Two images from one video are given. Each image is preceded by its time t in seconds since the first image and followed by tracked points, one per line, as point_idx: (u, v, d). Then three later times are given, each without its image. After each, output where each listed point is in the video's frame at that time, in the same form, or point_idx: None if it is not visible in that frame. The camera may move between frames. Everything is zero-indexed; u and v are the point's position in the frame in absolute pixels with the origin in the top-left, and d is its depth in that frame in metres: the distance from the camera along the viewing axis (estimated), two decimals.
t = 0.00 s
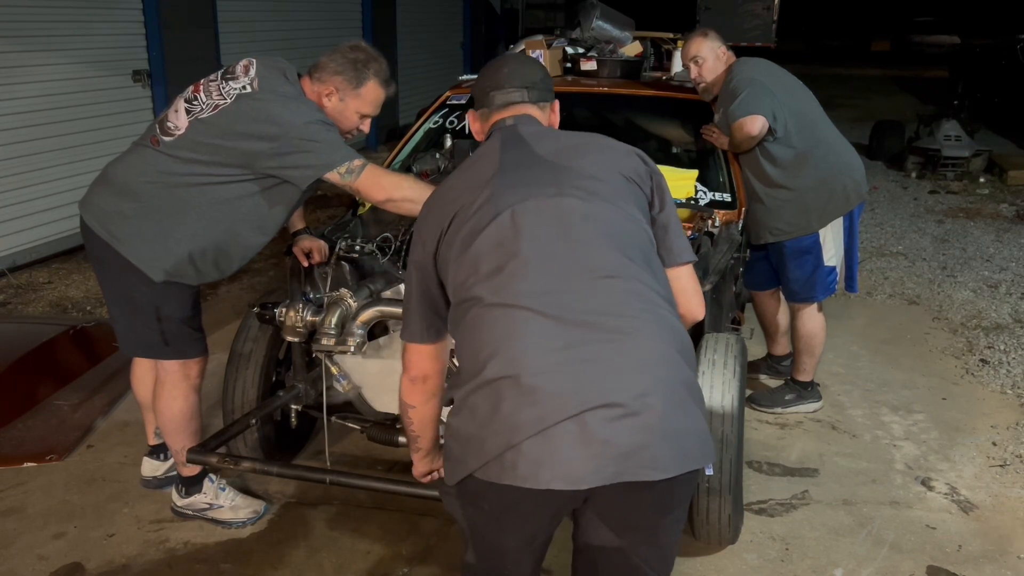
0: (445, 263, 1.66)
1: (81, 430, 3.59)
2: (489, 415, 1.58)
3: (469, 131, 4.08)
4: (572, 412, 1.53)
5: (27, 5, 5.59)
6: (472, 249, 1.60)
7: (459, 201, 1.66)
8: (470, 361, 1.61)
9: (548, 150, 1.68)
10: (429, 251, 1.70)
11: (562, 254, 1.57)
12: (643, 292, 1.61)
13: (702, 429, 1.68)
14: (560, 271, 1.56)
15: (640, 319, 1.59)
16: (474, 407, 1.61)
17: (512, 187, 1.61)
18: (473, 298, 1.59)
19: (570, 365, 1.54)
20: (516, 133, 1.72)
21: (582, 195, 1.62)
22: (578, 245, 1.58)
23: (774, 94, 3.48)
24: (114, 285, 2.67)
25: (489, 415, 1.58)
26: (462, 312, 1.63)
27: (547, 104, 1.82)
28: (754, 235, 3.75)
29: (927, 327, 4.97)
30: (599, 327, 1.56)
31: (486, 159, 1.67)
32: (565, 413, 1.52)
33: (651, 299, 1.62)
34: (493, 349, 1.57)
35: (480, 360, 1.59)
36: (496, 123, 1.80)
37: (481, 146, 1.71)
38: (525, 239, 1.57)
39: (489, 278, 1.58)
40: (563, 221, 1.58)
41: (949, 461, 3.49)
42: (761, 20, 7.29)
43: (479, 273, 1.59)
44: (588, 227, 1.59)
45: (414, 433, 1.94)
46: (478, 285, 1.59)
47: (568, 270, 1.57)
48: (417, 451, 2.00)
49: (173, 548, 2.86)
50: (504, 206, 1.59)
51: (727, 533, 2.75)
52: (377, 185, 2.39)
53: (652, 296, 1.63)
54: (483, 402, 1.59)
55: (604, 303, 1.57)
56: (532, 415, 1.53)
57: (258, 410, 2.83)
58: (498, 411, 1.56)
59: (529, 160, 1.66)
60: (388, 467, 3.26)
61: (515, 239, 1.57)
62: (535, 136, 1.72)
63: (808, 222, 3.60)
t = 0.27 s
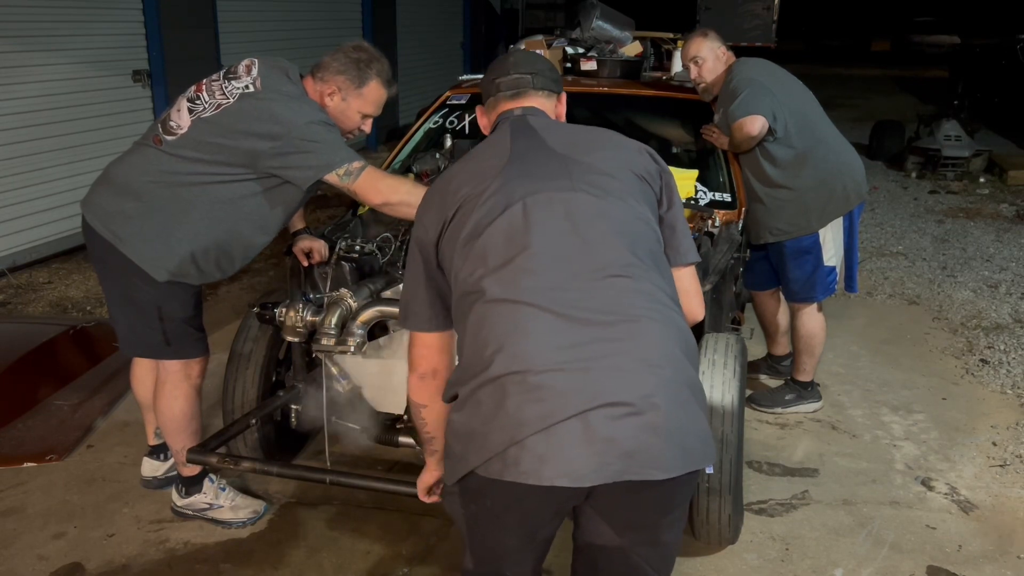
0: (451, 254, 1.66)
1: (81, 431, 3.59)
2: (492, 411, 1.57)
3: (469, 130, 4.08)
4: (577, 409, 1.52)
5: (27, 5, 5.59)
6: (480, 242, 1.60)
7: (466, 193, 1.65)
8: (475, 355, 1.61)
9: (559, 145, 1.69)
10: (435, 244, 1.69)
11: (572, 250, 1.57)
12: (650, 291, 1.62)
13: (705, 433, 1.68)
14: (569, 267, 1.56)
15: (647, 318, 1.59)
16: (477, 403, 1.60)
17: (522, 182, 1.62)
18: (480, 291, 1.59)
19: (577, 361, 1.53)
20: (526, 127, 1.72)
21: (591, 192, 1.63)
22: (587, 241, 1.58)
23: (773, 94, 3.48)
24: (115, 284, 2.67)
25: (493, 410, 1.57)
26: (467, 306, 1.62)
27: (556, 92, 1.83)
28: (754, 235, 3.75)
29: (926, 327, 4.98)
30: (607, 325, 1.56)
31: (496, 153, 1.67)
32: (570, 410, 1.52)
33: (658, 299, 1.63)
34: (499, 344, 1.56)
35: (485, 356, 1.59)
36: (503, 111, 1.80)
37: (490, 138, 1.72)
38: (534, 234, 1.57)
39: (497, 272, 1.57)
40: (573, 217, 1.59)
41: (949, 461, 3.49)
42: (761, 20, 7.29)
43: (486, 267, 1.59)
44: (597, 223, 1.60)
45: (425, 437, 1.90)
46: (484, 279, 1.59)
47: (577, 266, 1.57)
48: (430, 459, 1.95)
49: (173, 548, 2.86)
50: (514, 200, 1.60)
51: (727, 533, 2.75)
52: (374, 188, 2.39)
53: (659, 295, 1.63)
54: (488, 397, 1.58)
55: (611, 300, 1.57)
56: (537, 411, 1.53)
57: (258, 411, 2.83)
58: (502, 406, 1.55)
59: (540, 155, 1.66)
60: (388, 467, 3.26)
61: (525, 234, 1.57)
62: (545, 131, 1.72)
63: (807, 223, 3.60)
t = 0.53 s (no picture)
0: (451, 254, 1.66)
1: (81, 431, 3.59)
2: (492, 413, 1.57)
3: (469, 130, 4.08)
4: (576, 411, 1.52)
5: (28, 5, 5.59)
6: (480, 243, 1.60)
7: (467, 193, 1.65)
8: (475, 356, 1.60)
9: (559, 145, 1.69)
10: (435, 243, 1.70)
11: (572, 251, 1.57)
12: (650, 292, 1.61)
13: (705, 436, 1.67)
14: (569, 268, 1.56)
15: (647, 319, 1.58)
16: (476, 405, 1.59)
17: (521, 182, 1.62)
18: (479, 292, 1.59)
19: (577, 363, 1.53)
20: (526, 127, 1.72)
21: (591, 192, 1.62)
22: (587, 242, 1.58)
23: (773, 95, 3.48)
24: (116, 283, 2.67)
25: (493, 411, 1.57)
26: (467, 306, 1.62)
27: (554, 90, 1.84)
28: (755, 235, 3.75)
29: (926, 327, 4.97)
30: (606, 326, 1.56)
31: (496, 153, 1.67)
32: (569, 413, 1.52)
33: (658, 299, 1.62)
34: (498, 345, 1.56)
35: (485, 357, 1.58)
36: (501, 110, 1.81)
37: (491, 137, 1.72)
38: (534, 235, 1.57)
39: (497, 273, 1.57)
40: (572, 218, 1.59)
41: (949, 461, 3.49)
42: (761, 20, 7.29)
43: (485, 268, 1.59)
44: (597, 224, 1.59)
45: (442, 428, 1.96)
46: (484, 280, 1.59)
47: (577, 267, 1.57)
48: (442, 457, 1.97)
49: (172, 548, 2.86)
50: (513, 201, 1.60)
51: (727, 533, 2.75)
52: (372, 187, 2.39)
53: (659, 296, 1.63)
54: (487, 398, 1.57)
55: (611, 301, 1.57)
56: (536, 413, 1.52)
57: (258, 411, 2.84)
58: (502, 407, 1.55)
59: (539, 155, 1.66)
60: (388, 467, 3.26)
61: (524, 235, 1.57)
62: (546, 130, 1.72)
63: (807, 223, 3.60)
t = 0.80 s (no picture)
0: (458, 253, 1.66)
1: (81, 431, 3.58)
2: (494, 414, 1.57)
3: (469, 130, 4.08)
4: (577, 417, 1.52)
5: (28, 6, 5.59)
6: (484, 246, 1.59)
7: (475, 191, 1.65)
8: (480, 357, 1.61)
9: (568, 144, 1.67)
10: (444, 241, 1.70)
11: (576, 255, 1.56)
12: (658, 294, 1.60)
13: (710, 441, 1.66)
14: (574, 271, 1.55)
15: (653, 324, 1.57)
16: (480, 406, 1.60)
17: (526, 183, 1.61)
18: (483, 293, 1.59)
19: (579, 369, 1.53)
20: (537, 126, 1.71)
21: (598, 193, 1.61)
22: (592, 245, 1.57)
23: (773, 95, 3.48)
24: (116, 283, 2.66)
25: (495, 412, 1.57)
26: (473, 307, 1.63)
27: (570, 85, 1.83)
28: (755, 235, 3.75)
29: (926, 327, 4.97)
30: (611, 331, 1.55)
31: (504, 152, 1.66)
32: (570, 419, 1.52)
33: (666, 302, 1.61)
34: (501, 348, 1.56)
35: (489, 359, 1.59)
36: (516, 105, 1.81)
37: (501, 135, 1.71)
38: (538, 238, 1.56)
39: (500, 275, 1.57)
40: (578, 222, 1.57)
41: (949, 461, 3.49)
42: (761, 20, 7.29)
43: (489, 270, 1.59)
44: (605, 227, 1.58)
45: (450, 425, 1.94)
46: (487, 283, 1.59)
47: (582, 271, 1.56)
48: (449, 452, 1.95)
49: (172, 548, 2.86)
50: (519, 202, 1.59)
51: (727, 533, 2.75)
52: (372, 187, 2.39)
53: (667, 299, 1.61)
54: (490, 400, 1.58)
55: (616, 306, 1.55)
56: (536, 417, 1.53)
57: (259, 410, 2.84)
58: (504, 409, 1.56)
59: (548, 155, 1.65)
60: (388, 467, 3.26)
61: (528, 238, 1.57)
62: (557, 127, 1.71)
63: (807, 223, 3.60)
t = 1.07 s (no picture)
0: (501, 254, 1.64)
1: (80, 431, 3.58)
2: (551, 412, 1.56)
3: (469, 130, 4.07)
4: (638, 412, 1.51)
5: (28, 5, 5.59)
6: (533, 243, 1.58)
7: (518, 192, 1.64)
8: (531, 357, 1.59)
9: (603, 145, 1.68)
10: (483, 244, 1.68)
11: (628, 249, 1.56)
12: (705, 288, 1.61)
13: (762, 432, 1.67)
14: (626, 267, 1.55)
15: (704, 318, 1.58)
16: (535, 404, 1.59)
17: (571, 182, 1.61)
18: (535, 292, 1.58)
19: (637, 364, 1.52)
20: (569, 129, 1.72)
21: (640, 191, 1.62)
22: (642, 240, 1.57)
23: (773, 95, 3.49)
24: (116, 282, 2.67)
25: (551, 412, 1.56)
26: (520, 308, 1.61)
27: (584, 100, 1.85)
28: (755, 235, 3.75)
29: (926, 327, 4.97)
30: (664, 325, 1.54)
31: (542, 152, 1.66)
32: (631, 414, 1.51)
33: (713, 296, 1.62)
34: (555, 345, 1.55)
35: (543, 357, 1.57)
36: (536, 115, 1.82)
37: (533, 138, 1.71)
38: (588, 234, 1.56)
39: (552, 273, 1.56)
40: (625, 218, 1.58)
41: (949, 461, 3.49)
42: (761, 20, 7.29)
43: (540, 268, 1.58)
44: (651, 223, 1.59)
45: (462, 432, 1.92)
46: (538, 280, 1.58)
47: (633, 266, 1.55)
48: (455, 452, 1.97)
49: (173, 548, 2.86)
50: (566, 200, 1.59)
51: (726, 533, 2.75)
52: (372, 187, 2.39)
53: (713, 293, 1.62)
54: (546, 399, 1.57)
55: (668, 300, 1.55)
56: (598, 413, 1.51)
57: (259, 410, 2.84)
58: (562, 408, 1.54)
59: (586, 154, 1.66)
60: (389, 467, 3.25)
61: (578, 234, 1.56)
62: (588, 130, 1.72)
63: (807, 222, 3.60)
